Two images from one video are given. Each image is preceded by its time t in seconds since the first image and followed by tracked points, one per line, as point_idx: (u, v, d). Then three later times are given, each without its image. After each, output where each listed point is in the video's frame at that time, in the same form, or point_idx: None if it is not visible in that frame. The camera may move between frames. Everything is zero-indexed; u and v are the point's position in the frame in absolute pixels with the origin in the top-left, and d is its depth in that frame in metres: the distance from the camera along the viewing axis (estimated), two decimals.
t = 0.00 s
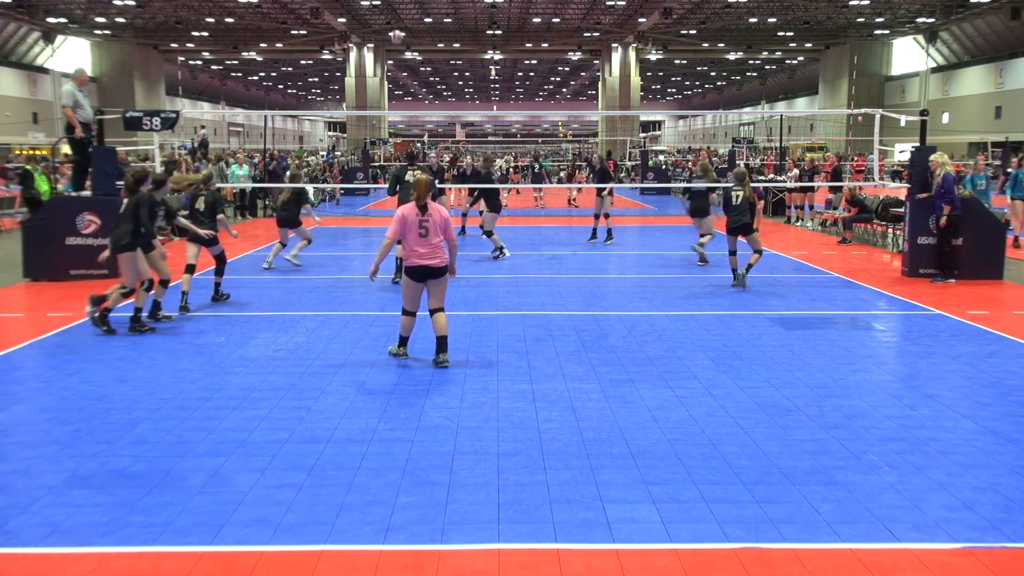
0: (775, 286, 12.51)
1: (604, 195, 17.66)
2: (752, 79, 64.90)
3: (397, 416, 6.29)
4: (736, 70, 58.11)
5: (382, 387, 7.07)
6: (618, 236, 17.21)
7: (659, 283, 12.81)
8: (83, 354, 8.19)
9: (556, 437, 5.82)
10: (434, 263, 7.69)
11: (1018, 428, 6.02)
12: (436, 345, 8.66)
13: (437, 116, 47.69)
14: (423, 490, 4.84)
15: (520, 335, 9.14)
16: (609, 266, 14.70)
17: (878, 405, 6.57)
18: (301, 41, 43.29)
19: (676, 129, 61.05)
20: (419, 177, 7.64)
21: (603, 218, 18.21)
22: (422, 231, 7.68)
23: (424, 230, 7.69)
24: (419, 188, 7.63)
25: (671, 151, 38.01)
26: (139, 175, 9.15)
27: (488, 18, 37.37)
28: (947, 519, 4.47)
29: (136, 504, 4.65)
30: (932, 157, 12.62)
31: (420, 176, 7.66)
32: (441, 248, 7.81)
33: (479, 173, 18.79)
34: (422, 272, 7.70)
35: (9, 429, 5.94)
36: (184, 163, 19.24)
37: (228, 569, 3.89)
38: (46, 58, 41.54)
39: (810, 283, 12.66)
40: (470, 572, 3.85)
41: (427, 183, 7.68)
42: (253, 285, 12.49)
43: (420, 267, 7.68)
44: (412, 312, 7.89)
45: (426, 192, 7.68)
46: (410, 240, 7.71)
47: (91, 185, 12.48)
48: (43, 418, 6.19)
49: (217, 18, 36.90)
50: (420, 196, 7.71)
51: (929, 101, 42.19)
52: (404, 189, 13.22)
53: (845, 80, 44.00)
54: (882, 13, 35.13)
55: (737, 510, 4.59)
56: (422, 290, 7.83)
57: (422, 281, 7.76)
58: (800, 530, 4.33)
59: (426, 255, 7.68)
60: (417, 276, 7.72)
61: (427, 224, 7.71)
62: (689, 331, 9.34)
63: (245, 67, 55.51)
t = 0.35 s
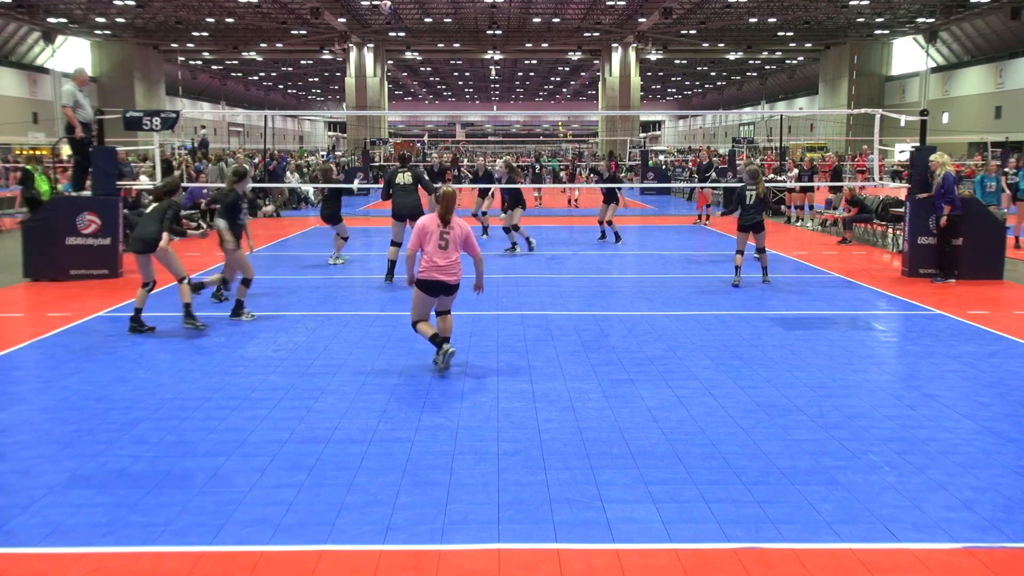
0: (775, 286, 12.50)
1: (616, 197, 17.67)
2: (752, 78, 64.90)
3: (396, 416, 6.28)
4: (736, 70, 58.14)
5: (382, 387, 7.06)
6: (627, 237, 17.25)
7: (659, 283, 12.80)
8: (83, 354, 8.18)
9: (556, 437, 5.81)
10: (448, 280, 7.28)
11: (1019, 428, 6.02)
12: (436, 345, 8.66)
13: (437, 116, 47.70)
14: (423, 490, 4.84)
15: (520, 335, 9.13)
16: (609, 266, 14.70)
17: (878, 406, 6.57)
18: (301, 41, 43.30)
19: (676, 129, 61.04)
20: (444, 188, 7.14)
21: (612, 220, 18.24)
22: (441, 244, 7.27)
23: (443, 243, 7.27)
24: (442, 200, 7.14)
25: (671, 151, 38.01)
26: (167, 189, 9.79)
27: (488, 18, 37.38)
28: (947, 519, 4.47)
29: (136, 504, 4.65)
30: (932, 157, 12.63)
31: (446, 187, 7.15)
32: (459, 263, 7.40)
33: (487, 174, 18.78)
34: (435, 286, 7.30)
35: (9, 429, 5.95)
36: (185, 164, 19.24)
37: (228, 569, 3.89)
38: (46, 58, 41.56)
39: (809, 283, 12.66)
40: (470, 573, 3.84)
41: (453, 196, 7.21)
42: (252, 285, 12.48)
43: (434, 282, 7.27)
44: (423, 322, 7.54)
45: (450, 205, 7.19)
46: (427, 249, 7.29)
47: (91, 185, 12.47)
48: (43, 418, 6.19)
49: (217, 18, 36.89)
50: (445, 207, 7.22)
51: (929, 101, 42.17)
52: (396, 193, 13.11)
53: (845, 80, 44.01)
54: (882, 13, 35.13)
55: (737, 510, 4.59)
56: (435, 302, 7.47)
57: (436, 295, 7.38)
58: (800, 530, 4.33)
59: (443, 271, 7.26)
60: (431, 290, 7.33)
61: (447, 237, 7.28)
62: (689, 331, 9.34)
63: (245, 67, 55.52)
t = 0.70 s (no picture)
0: (775, 285, 12.50)
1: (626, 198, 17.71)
2: (752, 78, 64.88)
3: (396, 417, 6.28)
4: (736, 70, 58.15)
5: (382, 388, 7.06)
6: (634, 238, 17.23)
7: (659, 283, 12.80)
8: (83, 354, 8.18)
9: (556, 438, 5.81)
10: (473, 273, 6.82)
11: (1018, 428, 6.02)
12: (436, 345, 8.67)
13: (437, 116, 47.67)
14: (423, 491, 4.84)
15: (520, 335, 9.13)
16: (610, 266, 14.70)
17: (878, 405, 6.57)
18: (301, 41, 43.30)
19: (676, 129, 61.04)
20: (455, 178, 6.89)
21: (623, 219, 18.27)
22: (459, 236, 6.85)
23: (461, 235, 6.85)
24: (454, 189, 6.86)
25: (671, 151, 37.99)
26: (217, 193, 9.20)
27: (488, 18, 37.37)
28: (947, 519, 4.47)
29: (135, 504, 4.65)
30: (932, 157, 12.62)
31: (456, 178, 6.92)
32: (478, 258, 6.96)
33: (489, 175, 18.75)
34: (460, 282, 6.80)
35: (9, 429, 5.95)
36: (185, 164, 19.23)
37: (227, 570, 3.88)
38: (46, 58, 41.55)
39: (809, 283, 12.66)
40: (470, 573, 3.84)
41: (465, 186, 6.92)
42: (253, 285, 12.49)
43: (457, 277, 6.77)
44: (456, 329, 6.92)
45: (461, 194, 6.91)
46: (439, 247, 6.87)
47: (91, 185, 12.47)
48: (42, 418, 6.19)
49: (217, 18, 36.89)
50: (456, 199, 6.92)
51: (929, 101, 42.15)
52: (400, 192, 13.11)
53: (845, 80, 44.01)
54: (882, 13, 35.13)
55: (737, 510, 4.59)
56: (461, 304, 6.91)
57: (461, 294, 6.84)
58: (800, 530, 4.33)
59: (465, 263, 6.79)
60: (455, 287, 6.79)
61: (463, 228, 6.89)
62: (689, 331, 9.33)
63: (245, 67, 55.51)
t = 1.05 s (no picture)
0: (775, 285, 12.50)
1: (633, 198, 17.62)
2: (752, 78, 64.88)
3: (396, 417, 6.28)
4: (736, 70, 58.16)
5: (383, 388, 7.06)
6: (638, 237, 17.22)
7: (659, 283, 12.80)
8: (83, 354, 8.18)
9: (555, 437, 5.81)
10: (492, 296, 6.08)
11: (1018, 428, 6.02)
12: (435, 345, 8.67)
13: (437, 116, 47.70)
14: (423, 491, 4.84)
15: (520, 335, 9.12)
16: (609, 266, 14.70)
17: (878, 405, 6.57)
18: (301, 41, 43.32)
19: (676, 129, 61.05)
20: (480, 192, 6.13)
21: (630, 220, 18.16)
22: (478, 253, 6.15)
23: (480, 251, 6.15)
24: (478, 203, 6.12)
25: (671, 151, 38.01)
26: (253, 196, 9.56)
27: (488, 18, 37.38)
28: (947, 519, 4.47)
29: (136, 504, 4.65)
30: (932, 157, 12.62)
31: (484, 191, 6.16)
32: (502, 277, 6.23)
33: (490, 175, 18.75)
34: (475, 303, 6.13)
35: (10, 429, 5.95)
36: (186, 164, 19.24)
37: (228, 569, 3.89)
38: (46, 58, 41.57)
39: (809, 283, 12.66)
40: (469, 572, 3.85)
41: (484, 202, 6.18)
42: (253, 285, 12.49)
43: (473, 297, 6.12)
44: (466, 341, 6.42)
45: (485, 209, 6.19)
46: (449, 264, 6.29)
47: (91, 185, 12.46)
48: (43, 418, 6.19)
49: (217, 18, 36.90)
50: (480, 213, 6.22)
51: (929, 101, 42.14)
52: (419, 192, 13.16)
53: (845, 80, 44.03)
54: (882, 13, 35.14)
55: (737, 510, 4.59)
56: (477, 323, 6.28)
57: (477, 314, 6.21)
58: (800, 530, 4.32)
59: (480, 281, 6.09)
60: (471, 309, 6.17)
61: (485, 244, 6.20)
62: (689, 331, 9.34)
63: (245, 67, 55.52)
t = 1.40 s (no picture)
0: (775, 285, 12.49)
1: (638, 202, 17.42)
2: (752, 78, 64.88)
3: (396, 417, 6.28)
4: (736, 70, 58.17)
5: (383, 388, 7.05)
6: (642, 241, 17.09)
7: (659, 283, 12.79)
8: (83, 354, 8.19)
9: (555, 438, 5.80)
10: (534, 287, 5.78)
11: (1018, 428, 6.02)
12: (435, 345, 8.66)
13: (437, 116, 47.72)
14: (423, 491, 4.84)
15: (520, 335, 9.12)
16: (609, 266, 14.69)
17: (878, 406, 6.57)
18: (301, 41, 43.33)
19: (676, 129, 61.04)
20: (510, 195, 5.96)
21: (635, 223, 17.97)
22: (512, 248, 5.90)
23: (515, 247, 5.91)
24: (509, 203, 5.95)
25: (671, 151, 37.99)
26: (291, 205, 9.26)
27: (488, 18, 37.37)
28: (947, 519, 4.47)
29: (136, 504, 4.65)
30: (932, 158, 12.62)
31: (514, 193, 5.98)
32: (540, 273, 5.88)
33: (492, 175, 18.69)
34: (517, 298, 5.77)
35: (9, 429, 5.95)
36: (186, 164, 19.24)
37: (227, 570, 3.89)
38: (46, 58, 41.56)
39: (809, 283, 12.66)
40: (469, 572, 3.84)
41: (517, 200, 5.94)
42: (253, 285, 12.49)
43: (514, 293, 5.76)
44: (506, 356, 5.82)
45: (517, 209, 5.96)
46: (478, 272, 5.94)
47: (91, 186, 12.46)
48: (43, 418, 6.19)
49: (217, 18, 36.91)
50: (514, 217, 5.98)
51: (929, 101, 42.14)
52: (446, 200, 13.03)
53: (845, 79, 44.02)
54: (882, 13, 35.14)
55: (738, 510, 4.59)
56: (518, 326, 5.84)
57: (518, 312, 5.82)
58: (800, 530, 4.33)
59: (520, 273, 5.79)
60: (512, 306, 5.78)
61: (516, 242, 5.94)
62: (689, 331, 9.34)
63: (245, 67, 55.51)
